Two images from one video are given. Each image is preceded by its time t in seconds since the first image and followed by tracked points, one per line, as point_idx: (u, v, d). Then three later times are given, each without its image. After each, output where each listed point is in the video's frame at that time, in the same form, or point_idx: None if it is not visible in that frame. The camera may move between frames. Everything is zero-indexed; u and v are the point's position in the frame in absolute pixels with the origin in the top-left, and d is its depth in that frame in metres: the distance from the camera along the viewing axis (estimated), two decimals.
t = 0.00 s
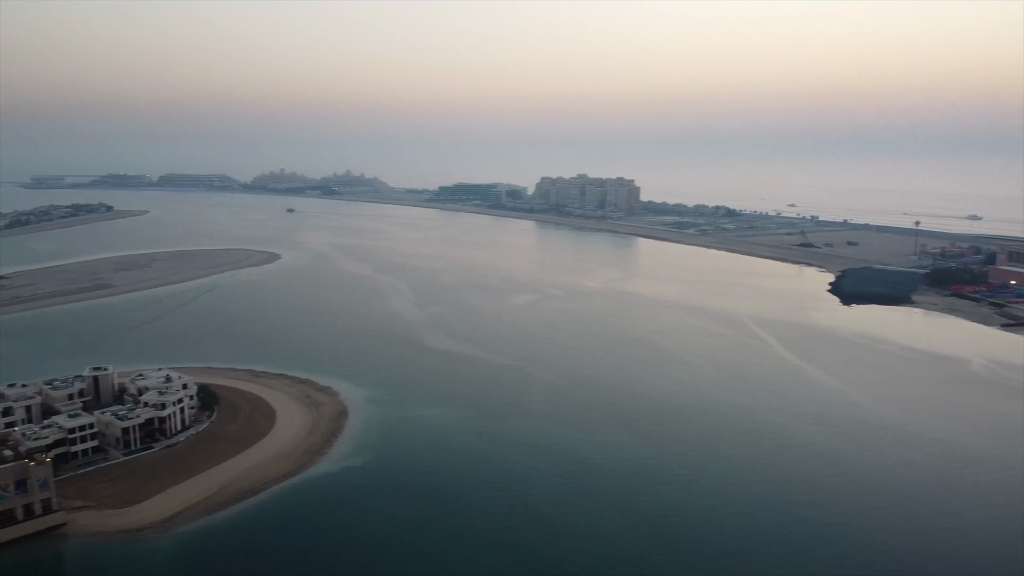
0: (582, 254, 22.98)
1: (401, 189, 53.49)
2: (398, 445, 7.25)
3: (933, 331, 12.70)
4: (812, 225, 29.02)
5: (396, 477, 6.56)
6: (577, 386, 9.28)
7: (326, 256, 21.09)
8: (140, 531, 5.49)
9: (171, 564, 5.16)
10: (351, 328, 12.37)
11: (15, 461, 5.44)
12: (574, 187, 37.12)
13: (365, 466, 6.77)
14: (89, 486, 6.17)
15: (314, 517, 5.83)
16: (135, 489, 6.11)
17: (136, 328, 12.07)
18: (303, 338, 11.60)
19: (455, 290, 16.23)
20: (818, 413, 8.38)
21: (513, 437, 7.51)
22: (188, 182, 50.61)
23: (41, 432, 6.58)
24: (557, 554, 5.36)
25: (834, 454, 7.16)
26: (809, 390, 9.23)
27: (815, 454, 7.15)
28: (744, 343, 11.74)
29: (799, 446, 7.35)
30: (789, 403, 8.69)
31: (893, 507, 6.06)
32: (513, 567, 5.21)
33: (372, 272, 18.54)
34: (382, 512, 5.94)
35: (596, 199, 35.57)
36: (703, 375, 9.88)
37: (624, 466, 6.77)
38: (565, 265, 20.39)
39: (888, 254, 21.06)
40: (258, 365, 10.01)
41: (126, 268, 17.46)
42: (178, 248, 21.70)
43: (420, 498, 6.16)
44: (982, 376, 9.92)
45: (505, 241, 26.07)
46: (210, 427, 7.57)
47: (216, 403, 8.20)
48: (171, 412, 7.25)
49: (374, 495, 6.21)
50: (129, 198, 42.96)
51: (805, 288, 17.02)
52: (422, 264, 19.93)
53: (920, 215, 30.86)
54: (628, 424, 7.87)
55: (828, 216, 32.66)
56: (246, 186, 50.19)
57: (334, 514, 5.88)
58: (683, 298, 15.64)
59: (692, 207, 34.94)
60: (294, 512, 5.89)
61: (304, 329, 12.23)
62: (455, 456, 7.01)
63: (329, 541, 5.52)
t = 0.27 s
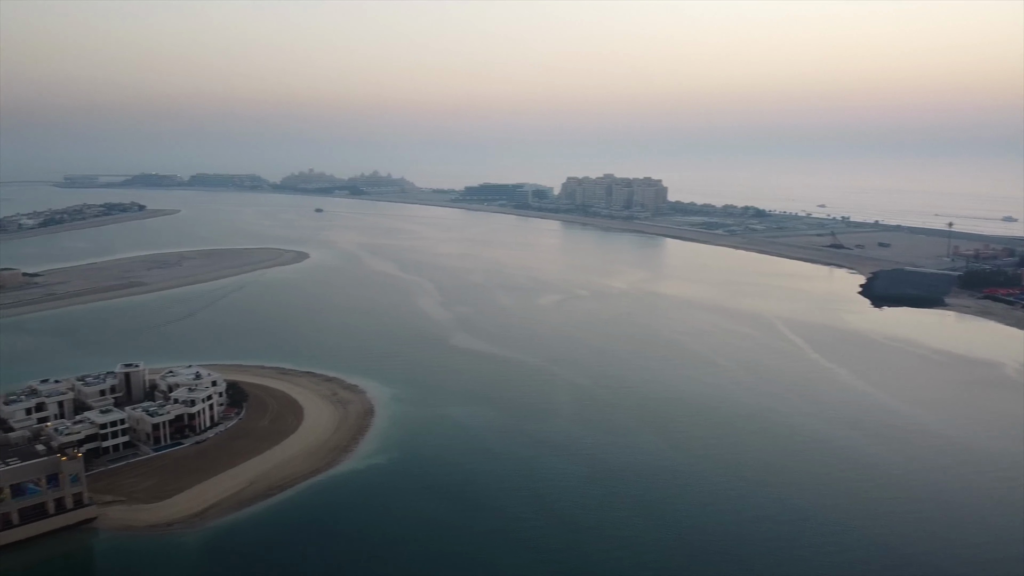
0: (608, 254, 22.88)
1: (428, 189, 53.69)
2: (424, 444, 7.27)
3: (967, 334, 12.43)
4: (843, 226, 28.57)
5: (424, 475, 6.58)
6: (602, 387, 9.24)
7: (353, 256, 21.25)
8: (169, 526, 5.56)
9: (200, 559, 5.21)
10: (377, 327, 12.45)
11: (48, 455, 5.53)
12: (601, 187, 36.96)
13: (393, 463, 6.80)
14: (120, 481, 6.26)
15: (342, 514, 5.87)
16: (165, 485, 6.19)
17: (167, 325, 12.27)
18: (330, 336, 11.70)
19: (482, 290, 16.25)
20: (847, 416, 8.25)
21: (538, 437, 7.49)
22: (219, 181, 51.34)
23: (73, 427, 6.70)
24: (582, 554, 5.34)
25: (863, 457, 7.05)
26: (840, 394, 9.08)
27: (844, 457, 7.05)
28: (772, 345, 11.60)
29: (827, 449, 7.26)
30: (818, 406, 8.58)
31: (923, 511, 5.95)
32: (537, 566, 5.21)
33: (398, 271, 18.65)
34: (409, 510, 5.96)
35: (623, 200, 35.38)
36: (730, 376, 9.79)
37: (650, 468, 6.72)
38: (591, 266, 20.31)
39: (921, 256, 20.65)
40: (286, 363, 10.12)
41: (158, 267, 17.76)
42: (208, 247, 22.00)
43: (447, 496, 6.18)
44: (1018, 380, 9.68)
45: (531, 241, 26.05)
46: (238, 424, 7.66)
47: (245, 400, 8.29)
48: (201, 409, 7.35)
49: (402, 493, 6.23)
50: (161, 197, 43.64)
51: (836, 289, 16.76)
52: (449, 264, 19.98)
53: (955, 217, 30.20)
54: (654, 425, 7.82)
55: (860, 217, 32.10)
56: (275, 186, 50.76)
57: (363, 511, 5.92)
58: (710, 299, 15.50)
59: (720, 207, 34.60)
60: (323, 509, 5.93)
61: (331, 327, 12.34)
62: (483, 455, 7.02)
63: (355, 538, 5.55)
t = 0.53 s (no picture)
0: (634, 255, 22.76)
1: (454, 189, 53.85)
2: (449, 443, 7.29)
3: (1002, 338, 12.16)
4: (874, 228, 28.11)
5: (450, 474, 6.60)
6: (627, 388, 9.20)
7: (380, 255, 21.39)
8: (199, 521, 5.64)
9: (227, 555, 5.27)
10: (403, 326, 12.52)
11: (80, 450, 5.64)
12: (627, 187, 36.76)
13: (419, 462, 6.83)
14: (150, 476, 6.35)
15: (369, 511, 5.91)
16: (195, 480, 6.28)
17: (197, 323, 12.46)
18: (357, 335, 11.80)
19: (507, 290, 16.25)
20: (877, 420, 8.12)
21: (563, 437, 7.47)
22: (248, 181, 52.00)
23: (105, 422, 6.81)
24: (606, 555, 5.32)
25: (893, 462, 6.94)
26: (871, 398, 8.93)
27: (873, 461, 6.94)
28: (800, 347, 11.46)
29: (856, 453, 7.15)
30: (847, 410, 8.45)
31: (953, 516, 5.85)
32: (561, 566, 5.20)
33: (424, 271, 18.73)
34: (436, 509, 5.98)
35: (650, 200, 35.16)
36: (757, 379, 9.69)
37: (676, 471, 6.65)
38: (617, 266, 20.22)
39: (955, 258, 20.24)
40: (313, 361, 10.22)
41: (189, 265, 18.04)
42: (238, 246, 22.30)
43: (473, 496, 6.20)
44: None
45: (557, 241, 26.00)
46: (266, 420, 7.75)
47: (273, 397, 8.38)
48: (229, 406, 7.45)
49: (429, 491, 6.26)
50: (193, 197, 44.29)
51: (867, 291, 16.50)
52: (474, 264, 20.01)
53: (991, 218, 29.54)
54: (679, 427, 7.77)
55: (892, 218, 31.56)
56: (304, 185, 51.26)
57: (389, 509, 5.95)
58: (737, 300, 15.35)
59: (748, 208, 34.23)
60: (350, 506, 5.98)
61: (357, 326, 12.44)
62: (509, 455, 7.03)
63: (380, 536, 5.58)
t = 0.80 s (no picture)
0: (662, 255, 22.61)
1: (481, 189, 53.94)
2: (476, 442, 7.31)
3: None
4: (909, 229, 27.59)
5: (477, 473, 6.60)
6: (654, 389, 9.14)
7: (407, 254, 21.52)
8: (228, 516, 5.72)
9: (256, 549, 5.33)
10: (430, 325, 12.58)
11: (112, 445, 5.75)
12: (656, 186, 36.50)
13: (446, 461, 6.85)
14: (180, 472, 6.46)
15: (396, 509, 5.94)
16: (225, 476, 6.36)
17: (228, 320, 12.64)
18: (384, 334, 11.88)
19: (534, 290, 16.24)
20: (910, 424, 7.97)
21: (590, 438, 7.45)
22: (279, 181, 52.62)
23: (138, 418, 6.94)
24: (631, 556, 5.29)
25: (925, 466, 6.81)
26: (904, 401, 8.76)
27: (905, 466, 6.82)
28: (831, 350, 11.29)
29: (888, 457, 7.04)
30: (878, 413, 8.31)
31: (987, 523, 5.73)
32: (586, 566, 5.19)
33: (451, 270, 18.80)
34: (463, 508, 5.99)
35: (679, 200, 34.89)
36: (787, 381, 9.56)
37: (704, 473, 6.59)
38: (645, 266, 20.10)
39: (992, 260, 19.78)
40: (341, 359, 10.32)
41: (221, 264, 18.32)
42: (268, 245, 22.58)
43: (500, 495, 6.19)
44: None
45: (584, 241, 25.92)
46: (295, 418, 7.84)
47: (302, 395, 8.47)
48: (259, 403, 7.55)
49: (456, 490, 6.27)
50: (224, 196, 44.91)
51: (900, 294, 16.20)
52: (501, 263, 20.03)
53: None
54: (706, 429, 7.71)
55: (926, 220, 30.96)
56: (333, 185, 51.73)
57: (416, 507, 5.98)
58: (767, 302, 15.17)
59: (779, 208, 33.81)
60: (378, 504, 6.01)
61: (385, 325, 12.52)
62: (535, 455, 7.02)
63: (406, 534, 5.60)
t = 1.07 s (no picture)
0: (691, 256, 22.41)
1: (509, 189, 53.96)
2: (502, 442, 7.31)
3: None
4: (944, 230, 27.03)
5: (502, 473, 6.59)
6: (681, 391, 9.07)
7: (434, 254, 21.60)
8: (256, 512, 5.78)
9: (284, 546, 5.38)
10: (456, 325, 12.62)
11: (144, 441, 5.84)
12: (684, 187, 36.21)
13: (471, 460, 6.85)
14: (211, 467, 6.54)
15: (422, 508, 5.96)
16: (254, 473, 6.44)
17: (257, 319, 12.79)
18: (411, 333, 11.93)
19: (560, 290, 16.20)
20: (943, 429, 7.81)
21: (616, 440, 7.40)
22: (308, 181, 53.14)
23: (169, 414, 7.05)
24: (657, 559, 5.24)
25: (959, 472, 6.66)
26: (938, 406, 8.58)
27: (938, 471, 6.68)
28: (862, 353, 11.10)
29: (920, 462, 6.89)
30: (911, 418, 8.15)
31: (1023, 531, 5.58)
32: (611, 568, 5.15)
33: (478, 270, 18.83)
34: (488, 508, 5.98)
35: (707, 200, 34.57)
36: (816, 384, 9.42)
37: (732, 476, 6.52)
38: (672, 267, 19.95)
39: None
40: (368, 357, 10.38)
41: (251, 263, 18.54)
42: (297, 244, 22.82)
43: (525, 496, 6.18)
44: None
45: (612, 242, 25.79)
46: (323, 415, 7.90)
47: (330, 392, 8.54)
48: (288, 400, 7.63)
49: (481, 490, 6.27)
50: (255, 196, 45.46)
51: (934, 296, 15.88)
52: (528, 264, 20.02)
53: None
54: (734, 432, 7.62)
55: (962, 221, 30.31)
56: (362, 185, 52.11)
57: (441, 506, 5.98)
58: (797, 304, 14.97)
59: (810, 209, 33.35)
60: (403, 503, 6.02)
61: (412, 324, 12.58)
62: (561, 455, 7.00)
63: (431, 534, 5.61)
